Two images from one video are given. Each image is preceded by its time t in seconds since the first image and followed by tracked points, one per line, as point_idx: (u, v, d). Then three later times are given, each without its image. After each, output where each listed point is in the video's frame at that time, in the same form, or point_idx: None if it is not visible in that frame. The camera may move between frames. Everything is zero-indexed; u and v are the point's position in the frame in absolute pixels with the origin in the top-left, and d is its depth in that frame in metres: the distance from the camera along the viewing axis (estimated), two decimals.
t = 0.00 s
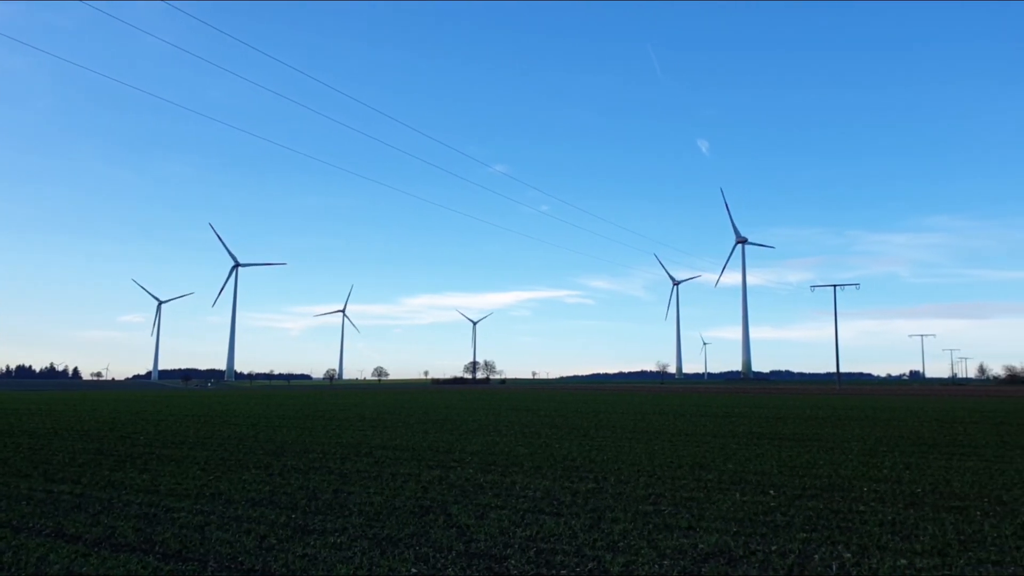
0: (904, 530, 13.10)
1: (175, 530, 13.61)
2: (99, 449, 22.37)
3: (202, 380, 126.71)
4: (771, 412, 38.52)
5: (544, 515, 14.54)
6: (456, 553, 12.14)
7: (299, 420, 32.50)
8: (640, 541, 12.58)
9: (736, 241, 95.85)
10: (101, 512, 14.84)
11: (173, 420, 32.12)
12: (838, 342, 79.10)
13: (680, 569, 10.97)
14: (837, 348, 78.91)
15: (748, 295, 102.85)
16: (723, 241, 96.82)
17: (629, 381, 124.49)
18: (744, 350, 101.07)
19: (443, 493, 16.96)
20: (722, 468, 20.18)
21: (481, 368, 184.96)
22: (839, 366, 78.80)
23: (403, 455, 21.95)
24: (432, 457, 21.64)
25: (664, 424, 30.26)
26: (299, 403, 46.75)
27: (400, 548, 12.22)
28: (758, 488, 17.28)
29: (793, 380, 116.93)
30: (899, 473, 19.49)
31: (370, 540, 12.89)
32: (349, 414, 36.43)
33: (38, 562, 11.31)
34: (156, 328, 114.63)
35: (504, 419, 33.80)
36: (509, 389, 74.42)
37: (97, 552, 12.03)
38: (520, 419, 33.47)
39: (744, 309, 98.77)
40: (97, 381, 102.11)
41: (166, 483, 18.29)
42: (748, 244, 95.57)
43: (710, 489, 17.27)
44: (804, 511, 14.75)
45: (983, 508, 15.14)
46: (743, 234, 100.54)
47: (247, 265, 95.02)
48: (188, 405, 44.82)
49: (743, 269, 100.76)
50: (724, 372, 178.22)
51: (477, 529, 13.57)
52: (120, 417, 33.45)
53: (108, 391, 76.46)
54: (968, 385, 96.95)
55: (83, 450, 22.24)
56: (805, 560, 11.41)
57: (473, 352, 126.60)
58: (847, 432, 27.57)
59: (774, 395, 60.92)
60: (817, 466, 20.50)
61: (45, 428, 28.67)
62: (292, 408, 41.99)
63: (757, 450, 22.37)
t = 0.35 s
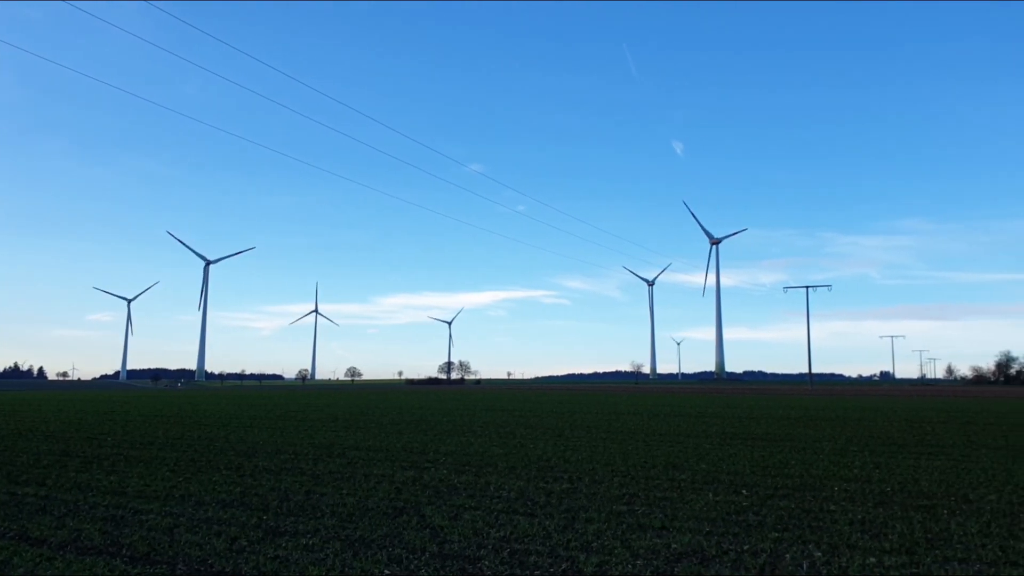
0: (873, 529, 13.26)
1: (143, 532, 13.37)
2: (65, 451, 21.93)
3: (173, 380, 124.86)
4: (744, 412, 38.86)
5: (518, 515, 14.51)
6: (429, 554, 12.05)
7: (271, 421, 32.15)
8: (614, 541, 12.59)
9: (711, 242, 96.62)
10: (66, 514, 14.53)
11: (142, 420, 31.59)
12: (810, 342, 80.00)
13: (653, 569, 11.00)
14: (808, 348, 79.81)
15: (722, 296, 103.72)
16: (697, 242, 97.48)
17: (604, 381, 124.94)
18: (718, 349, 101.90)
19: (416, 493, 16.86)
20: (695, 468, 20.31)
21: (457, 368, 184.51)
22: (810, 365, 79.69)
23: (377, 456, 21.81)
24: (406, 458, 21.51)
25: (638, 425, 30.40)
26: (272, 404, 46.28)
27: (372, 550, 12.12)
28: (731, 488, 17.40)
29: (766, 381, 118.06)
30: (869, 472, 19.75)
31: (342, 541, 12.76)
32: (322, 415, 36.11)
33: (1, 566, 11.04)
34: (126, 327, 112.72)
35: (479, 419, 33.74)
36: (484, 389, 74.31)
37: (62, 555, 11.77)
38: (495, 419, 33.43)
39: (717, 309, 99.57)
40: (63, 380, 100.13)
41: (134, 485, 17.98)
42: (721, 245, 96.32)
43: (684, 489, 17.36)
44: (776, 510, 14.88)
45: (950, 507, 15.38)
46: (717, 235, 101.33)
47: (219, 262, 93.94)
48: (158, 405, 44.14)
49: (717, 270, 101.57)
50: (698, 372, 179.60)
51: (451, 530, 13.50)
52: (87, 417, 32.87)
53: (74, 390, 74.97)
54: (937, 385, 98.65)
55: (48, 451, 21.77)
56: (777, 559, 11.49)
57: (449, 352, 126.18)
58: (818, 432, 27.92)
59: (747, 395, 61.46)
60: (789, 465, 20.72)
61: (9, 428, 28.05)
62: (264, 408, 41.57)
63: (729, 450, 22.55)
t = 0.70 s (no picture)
0: (842, 526, 13.48)
1: (112, 534, 13.20)
2: (30, 451, 21.54)
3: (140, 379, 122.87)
4: (716, 411, 39.24)
5: (492, 515, 14.55)
6: (402, 553, 12.04)
7: (243, 420, 31.82)
8: (587, 539, 12.67)
9: (683, 243, 97.41)
10: (33, 516, 14.29)
11: (110, 420, 31.09)
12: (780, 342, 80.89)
13: (625, 567, 11.10)
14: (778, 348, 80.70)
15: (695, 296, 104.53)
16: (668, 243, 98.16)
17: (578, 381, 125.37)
18: (689, 349, 102.69)
19: (390, 493, 16.82)
20: (668, 466, 20.50)
21: (431, 368, 183.86)
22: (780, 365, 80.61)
23: (350, 456, 21.71)
24: (380, 458, 21.43)
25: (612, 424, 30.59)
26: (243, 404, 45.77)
27: (345, 549, 12.08)
28: (703, 486, 17.59)
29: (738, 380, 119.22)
30: (838, 470, 20.07)
31: (315, 541, 12.71)
32: (294, 415, 35.80)
33: None
34: (92, 326, 110.22)
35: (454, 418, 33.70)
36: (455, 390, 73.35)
37: (28, 558, 11.58)
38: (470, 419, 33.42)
39: (689, 309, 100.32)
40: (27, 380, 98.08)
41: (102, 486, 17.72)
42: (692, 246, 97.05)
43: (656, 487, 17.51)
44: (747, 508, 15.08)
45: (916, 504, 15.70)
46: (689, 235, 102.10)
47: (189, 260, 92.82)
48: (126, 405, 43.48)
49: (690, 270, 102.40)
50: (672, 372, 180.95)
51: (424, 529, 13.51)
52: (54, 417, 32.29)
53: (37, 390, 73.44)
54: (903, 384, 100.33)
55: (13, 452, 21.34)
56: (747, 556, 11.66)
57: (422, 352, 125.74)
58: (787, 431, 28.32)
59: (719, 394, 62.01)
60: (760, 464, 21.00)
61: None
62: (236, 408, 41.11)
63: (702, 449, 22.78)
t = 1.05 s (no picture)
0: (813, 525, 13.62)
1: (77, 536, 12.93)
2: None
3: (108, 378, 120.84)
4: (690, 411, 39.50)
5: (465, 514, 14.49)
6: (375, 554, 11.94)
7: (213, 420, 31.40)
8: (560, 539, 12.67)
9: (659, 243, 98.05)
10: None
11: (76, 420, 30.50)
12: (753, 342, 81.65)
13: (599, 566, 11.11)
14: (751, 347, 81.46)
15: (669, 297, 105.20)
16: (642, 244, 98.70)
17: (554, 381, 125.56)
18: (663, 349, 103.33)
19: (363, 493, 16.70)
20: (641, 465, 20.59)
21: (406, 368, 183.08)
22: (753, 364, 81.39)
23: (323, 456, 21.51)
24: (353, 458, 21.27)
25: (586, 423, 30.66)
26: (214, 403, 45.16)
27: (317, 550, 11.95)
28: (675, 485, 17.68)
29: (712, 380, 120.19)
30: (809, 469, 20.29)
31: (286, 542, 12.57)
32: (266, 415, 35.41)
33: None
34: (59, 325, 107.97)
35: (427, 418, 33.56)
36: (429, 390, 72.97)
37: None
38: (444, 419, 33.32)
39: (663, 309, 100.90)
40: None
41: (67, 487, 17.37)
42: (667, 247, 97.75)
43: (629, 486, 17.57)
44: (719, 507, 15.19)
45: (885, 502, 15.92)
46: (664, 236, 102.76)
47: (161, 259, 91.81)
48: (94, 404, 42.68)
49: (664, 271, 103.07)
50: (646, 372, 181.94)
51: (397, 529, 13.43)
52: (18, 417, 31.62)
53: None
54: (873, 384, 101.81)
55: None
56: (719, 555, 11.73)
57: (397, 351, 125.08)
58: (759, 430, 28.61)
59: (692, 393, 62.44)
60: (732, 463, 21.16)
61: None
62: (207, 408, 40.54)
63: (675, 448, 22.92)
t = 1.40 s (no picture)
0: (783, 523, 13.80)
1: (42, 538, 12.68)
2: None
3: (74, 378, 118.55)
4: (663, 410, 39.79)
5: (439, 514, 14.47)
6: (347, 554, 11.88)
7: (183, 420, 30.99)
8: (534, 538, 12.70)
9: (633, 243, 98.67)
10: None
11: (41, 420, 29.90)
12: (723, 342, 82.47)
13: (572, 565, 11.16)
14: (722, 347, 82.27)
15: (642, 297, 105.78)
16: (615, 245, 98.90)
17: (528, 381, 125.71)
18: (637, 349, 103.98)
19: (336, 493, 16.60)
20: (614, 464, 20.70)
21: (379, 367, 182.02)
22: (724, 364, 82.19)
23: (295, 456, 21.34)
24: (326, 458, 21.11)
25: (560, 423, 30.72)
26: (184, 403, 44.58)
27: (289, 551, 11.85)
28: (648, 484, 17.80)
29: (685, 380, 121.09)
30: (779, 468, 20.55)
31: (258, 543, 12.44)
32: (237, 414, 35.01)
33: None
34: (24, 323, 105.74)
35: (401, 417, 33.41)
36: (402, 390, 72.03)
37: None
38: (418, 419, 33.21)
39: (637, 309, 101.29)
40: None
41: (32, 488, 17.03)
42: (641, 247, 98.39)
43: (602, 485, 17.65)
44: (691, 505, 15.33)
45: (853, 500, 16.18)
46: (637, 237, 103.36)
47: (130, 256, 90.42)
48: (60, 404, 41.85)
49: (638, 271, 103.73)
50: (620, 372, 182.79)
51: (370, 529, 13.37)
52: None
53: None
54: (843, 384, 103.32)
55: None
56: (691, 553, 11.84)
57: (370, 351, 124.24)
58: (730, 429, 28.92)
59: (664, 392, 62.84)
60: (704, 462, 21.35)
61: None
62: (176, 407, 39.96)
63: (648, 447, 23.08)
